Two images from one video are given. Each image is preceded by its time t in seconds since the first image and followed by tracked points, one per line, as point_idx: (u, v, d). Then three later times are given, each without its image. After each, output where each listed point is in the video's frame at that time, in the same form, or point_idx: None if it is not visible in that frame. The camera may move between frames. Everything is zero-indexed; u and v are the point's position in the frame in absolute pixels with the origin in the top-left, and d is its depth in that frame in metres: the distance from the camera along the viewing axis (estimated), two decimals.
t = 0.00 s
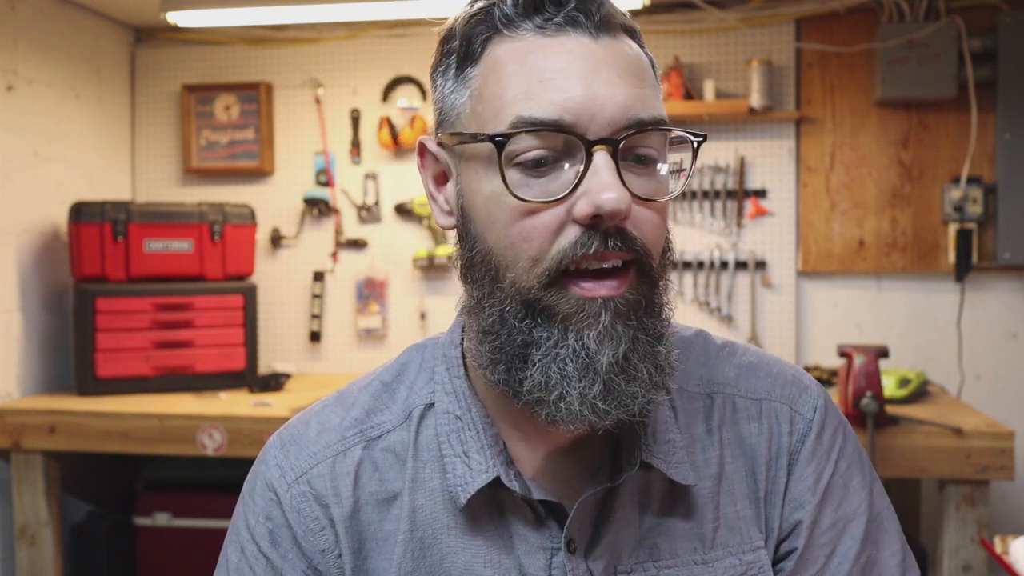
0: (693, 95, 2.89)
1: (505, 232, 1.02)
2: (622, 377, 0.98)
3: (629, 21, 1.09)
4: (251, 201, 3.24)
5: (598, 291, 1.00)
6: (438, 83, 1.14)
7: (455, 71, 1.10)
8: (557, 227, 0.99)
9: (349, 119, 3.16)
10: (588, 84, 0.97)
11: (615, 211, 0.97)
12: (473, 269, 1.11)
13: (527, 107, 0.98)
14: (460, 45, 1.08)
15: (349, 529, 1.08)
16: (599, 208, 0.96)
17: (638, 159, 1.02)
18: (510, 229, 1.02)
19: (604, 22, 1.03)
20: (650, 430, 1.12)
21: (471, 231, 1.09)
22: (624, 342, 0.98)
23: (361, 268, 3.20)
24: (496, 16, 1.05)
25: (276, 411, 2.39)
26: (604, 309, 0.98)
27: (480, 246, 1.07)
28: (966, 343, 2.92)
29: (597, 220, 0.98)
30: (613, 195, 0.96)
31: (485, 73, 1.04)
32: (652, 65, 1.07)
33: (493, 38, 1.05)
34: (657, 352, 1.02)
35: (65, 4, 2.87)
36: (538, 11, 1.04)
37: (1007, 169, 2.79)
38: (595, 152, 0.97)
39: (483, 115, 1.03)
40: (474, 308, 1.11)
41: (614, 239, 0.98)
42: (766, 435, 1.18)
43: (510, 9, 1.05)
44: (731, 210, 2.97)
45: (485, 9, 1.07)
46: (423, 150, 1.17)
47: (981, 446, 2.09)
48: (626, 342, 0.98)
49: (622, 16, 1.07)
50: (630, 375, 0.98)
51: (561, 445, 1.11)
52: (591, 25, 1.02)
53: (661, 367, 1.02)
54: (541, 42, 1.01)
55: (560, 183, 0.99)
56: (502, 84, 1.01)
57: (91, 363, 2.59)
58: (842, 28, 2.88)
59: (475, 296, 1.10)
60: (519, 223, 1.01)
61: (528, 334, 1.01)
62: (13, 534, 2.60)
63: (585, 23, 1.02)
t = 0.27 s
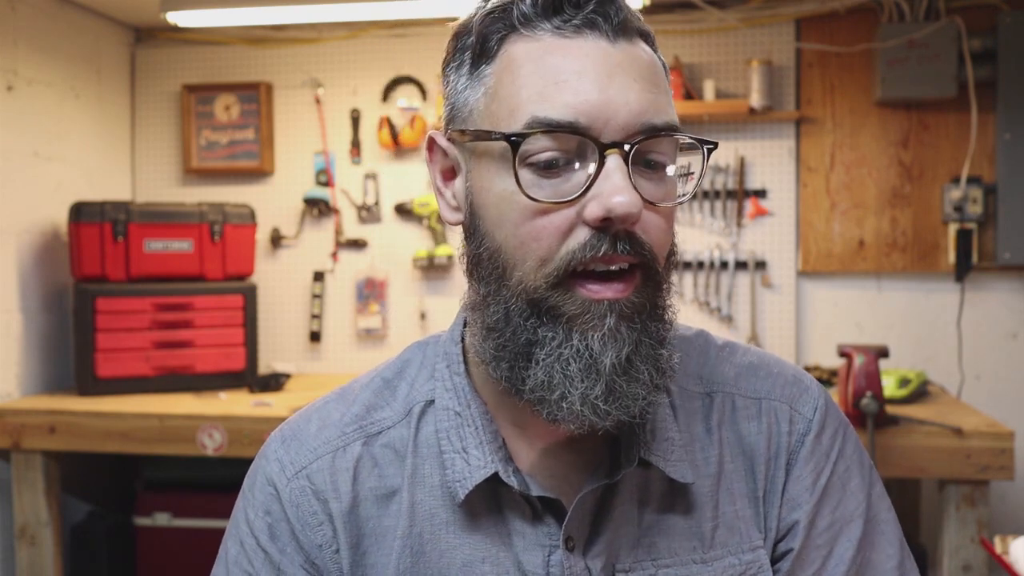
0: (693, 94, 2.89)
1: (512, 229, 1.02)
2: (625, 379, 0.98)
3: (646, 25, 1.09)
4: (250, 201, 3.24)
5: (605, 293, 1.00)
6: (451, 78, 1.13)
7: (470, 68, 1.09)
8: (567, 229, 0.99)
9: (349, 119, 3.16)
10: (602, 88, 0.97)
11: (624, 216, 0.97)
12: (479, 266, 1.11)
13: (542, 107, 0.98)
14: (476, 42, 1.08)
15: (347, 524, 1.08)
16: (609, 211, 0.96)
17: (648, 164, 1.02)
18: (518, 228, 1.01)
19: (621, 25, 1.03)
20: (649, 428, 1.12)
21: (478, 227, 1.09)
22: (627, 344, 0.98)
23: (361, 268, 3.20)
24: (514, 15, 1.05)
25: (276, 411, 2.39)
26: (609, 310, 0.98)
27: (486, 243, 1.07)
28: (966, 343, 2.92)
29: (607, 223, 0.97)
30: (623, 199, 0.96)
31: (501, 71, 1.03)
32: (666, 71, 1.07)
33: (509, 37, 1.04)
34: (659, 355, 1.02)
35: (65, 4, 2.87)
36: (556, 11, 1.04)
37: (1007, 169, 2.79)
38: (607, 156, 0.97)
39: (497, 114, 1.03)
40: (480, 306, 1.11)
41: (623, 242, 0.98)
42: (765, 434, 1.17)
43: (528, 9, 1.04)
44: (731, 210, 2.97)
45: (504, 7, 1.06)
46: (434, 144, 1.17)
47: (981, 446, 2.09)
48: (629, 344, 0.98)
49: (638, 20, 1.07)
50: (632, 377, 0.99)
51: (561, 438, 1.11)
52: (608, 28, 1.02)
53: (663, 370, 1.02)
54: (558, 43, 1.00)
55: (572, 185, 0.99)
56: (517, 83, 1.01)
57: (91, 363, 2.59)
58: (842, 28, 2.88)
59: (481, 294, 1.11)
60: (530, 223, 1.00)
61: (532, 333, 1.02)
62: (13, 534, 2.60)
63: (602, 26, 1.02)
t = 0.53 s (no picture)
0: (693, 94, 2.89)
1: (511, 233, 1.02)
2: (625, 381, 0.98)
3: (646, 26, 1.09)
4: (250, 201, 3.24)
5: (603, 294, 1.00)
6: (451, 78, 1.13)
7: (470, 69, 1.09)
8: (566, 233, 0.99)
9: (349, 119, 3.16)
10: (601, 91, 0.97)
11: (622, 220, 0.97)
12: (478, 269, 1.10)
13: (541, 109, 0.98)
14: (475, 44, 1.08)
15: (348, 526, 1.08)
16: (607, 216, 0.97)
17: (648, 168, 1.02)
18: (517, 232, 1.01)
19: (621, 28, 1.03)
20: (648, 430, 1.12)
21: (477, 231, 1.09)
22: (626, 347, 0.98)
23: (361, 268, 3.20)
24: (513, 17, 1.05)
25: (276, 411, 2.39)
26: (608, 314, 0.98)
27: (485, 246, 1.07)
28: (967, 343, 2.92)
29: (605, 228, 0.97)
30: (621, 204, 0.97)
31: (500, 73, 1.03)
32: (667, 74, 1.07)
33: (508, 38, 1.04)
34: (658, 357, 1.02)
35: (65, 4, 2.87)
36: (556, 14, 1.04)
37: (1007, 169, 2.79)
38: (604, 160, 0.97)
39: (495, 116, 1.02)
40: (478, 309, 1.11)
41: (621, 248, 0.98)
42: (766, 436, 1.17)
43: (529, 11, 1.04)
44: (731, 210, 2.97)
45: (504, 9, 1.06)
46: (434, 145, 1.17)
47: (981, 446, 2.09)
48: (629, 347, 0.98)
49: (638, 23, 1.07)
50: (632, 379, 0.99)
51: (560, 444, 1.11)
52: (609, 31, 1.02)
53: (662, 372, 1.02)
54: (558, 46, 1.00)
55: (570, 189, 0.99)
56: (516, 86, 1.01)
57: (91, 363, 2.59)
58: (842, 28, 2.88)
59: (479, 297, 1.10)
60: (529, 228, 1.00)
61: (531, 336, 1.01)
62: (13, 534, 2.60)
63: (601, 29, 1.02)
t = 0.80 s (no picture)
0: (693, 94, 2.89)
1: (514, 233, 1.02)
2: (629, 376, 0.98)
3: (649, 26, 1.09)
4: (250, 201, 3.24)
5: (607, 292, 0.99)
6: (453, 78, 1.13)
7: (472, 69, 1.09)
8: (568, 233, 0.99)
9: (349, 119, 3.16)
10: (604, 91, 0.97)
11: (625, 220, 0.97)
12: (481, 269, 1.10)
13: (544, 109, 0.98)
14: (478, 43, 1.08)
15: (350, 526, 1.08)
16: (610, 217, 0.97)
17: (650, 169, 1.02)
18: (520, 231, 1.01)
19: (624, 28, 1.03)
20: (650, 430, 1.12)
21: (480, 230, 1.09)
22: (631, 342, 0.98)
23: (361, 268, 3.19)
24: (516, 16, 1.05)
25: (276, 411, 2.39)
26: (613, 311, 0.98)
27: (488, 246, 1.07)
28: (966, 343, 2.92)
29: (608, 228, 0.98)
30: (624, 204, 0.97)
31: (503, 73, 1.03)
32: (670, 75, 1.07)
33: (511, 38, 1.04)
34: (663, 353, 1.02)
35: (65, 4, 2.87)
36: (560, 14, 1.04)
37: (1007, 169, 2.79)
38: (607, 160, 0.97)
39: (498, 116, 1.03)
40: (481, 308, 1.10)
41: (624, 248, 0.98)
42: (768, 437, 1.18)
43: (531, 10, 1.04)
44: (731, 210, 2.97)
45: (506, 9, 1.06)
46: (436, 145, 1.17)
47: (982, 446, 2.09)
48: (633, 342, 0.98)
49: (641, 23, 1.07)
50: (636, 374, 0.99)
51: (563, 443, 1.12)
52: (611, 31, 1.02)
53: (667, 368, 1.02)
54: (561, 46, 1.00)
55: (573, 190, 0.99)
56: (519, 85, 1.01)
57: (91, 363, 2.59)
58: (842, 28, 2.88)
59: (482, 296, 1.10)
60: (532, 229, 1.00)
61: (535, 333, 1.01)
62: (13, 534, 2.60)
63: (604, 29, 1.02)
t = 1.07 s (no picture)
0: (693, 94, 2.89)
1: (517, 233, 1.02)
2: (633, 378, 0.98)
3: (652, 27, 1.09)
4: (250, 201, 3.24)
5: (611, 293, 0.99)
6: (456, 78, 1.13)
7: (475, 69, 1.09)
8: (571, 233, 0.99)
9: (349, 119, 3.15)
10: (607, 91, 0.97)
11: (628, 221, 0.97)
12: (484, 270, 1.10)
13: (547, 108, 0.98)
14: (481, 43, 1.08)
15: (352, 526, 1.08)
16: (613, 218, 0.97)
17: (652, 170, 1.02)
18: (523, 232, 1.01)
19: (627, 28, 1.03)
20: (652, 431, 1.12)
21: (483, 231, 1.09)
22: (634, 344, 0.98)
23: (361, 268, 3.19)
24: (519, 17, 1.05)
25: (276, 411, 2.39)
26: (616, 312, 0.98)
27: (491, 247, 1.07)
28: (966, 343, 2.92)
29: (611, 229, 0.98)
30: (627, 205, 0.97)
31: (506, 73, 1.03)
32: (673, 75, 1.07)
33: (515, 39, 1.04)
34: (665, 355, 1.02)
35: (65, 3, 2.87)
36: (563, 14, 1.04)
37: (1007, 169, 2.79)
38: (611, 160, 0.97)
39: (501, 116, 1.03)
40: (484, 310, 1.10)
41: (627, 249, 0.98)
42: (769, 437, 1.18)
43: (535, 11, 1.04)
44: (731, 210, 2.97)
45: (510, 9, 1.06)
46: (439, 145, 1.17)
47: (982, 446, 2.09)
48: (637, 344, 0.98)
49: (644, 24, 1.07)
50: (639, 376, 0.99)
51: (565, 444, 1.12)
52: (615, 32, 1.02)
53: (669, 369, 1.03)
54: (564, 46, 1.00)
55: (576, 190, 0.99)
56: (522, 85, 1.01)
57: (91, 363, 2.59)
58: (842, 28, 2.88)
59: (485, 298, 1.10)
60: (535, 230, 1.00)
61: (539, 335, 1.01)
62: (13, 534, 2.60)
63: (607, 29, 1.02)
